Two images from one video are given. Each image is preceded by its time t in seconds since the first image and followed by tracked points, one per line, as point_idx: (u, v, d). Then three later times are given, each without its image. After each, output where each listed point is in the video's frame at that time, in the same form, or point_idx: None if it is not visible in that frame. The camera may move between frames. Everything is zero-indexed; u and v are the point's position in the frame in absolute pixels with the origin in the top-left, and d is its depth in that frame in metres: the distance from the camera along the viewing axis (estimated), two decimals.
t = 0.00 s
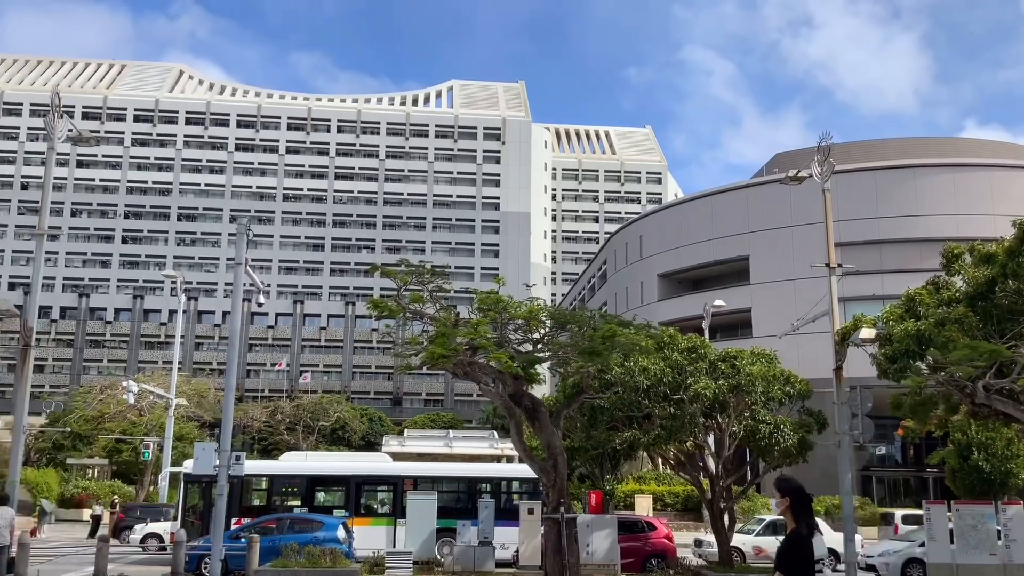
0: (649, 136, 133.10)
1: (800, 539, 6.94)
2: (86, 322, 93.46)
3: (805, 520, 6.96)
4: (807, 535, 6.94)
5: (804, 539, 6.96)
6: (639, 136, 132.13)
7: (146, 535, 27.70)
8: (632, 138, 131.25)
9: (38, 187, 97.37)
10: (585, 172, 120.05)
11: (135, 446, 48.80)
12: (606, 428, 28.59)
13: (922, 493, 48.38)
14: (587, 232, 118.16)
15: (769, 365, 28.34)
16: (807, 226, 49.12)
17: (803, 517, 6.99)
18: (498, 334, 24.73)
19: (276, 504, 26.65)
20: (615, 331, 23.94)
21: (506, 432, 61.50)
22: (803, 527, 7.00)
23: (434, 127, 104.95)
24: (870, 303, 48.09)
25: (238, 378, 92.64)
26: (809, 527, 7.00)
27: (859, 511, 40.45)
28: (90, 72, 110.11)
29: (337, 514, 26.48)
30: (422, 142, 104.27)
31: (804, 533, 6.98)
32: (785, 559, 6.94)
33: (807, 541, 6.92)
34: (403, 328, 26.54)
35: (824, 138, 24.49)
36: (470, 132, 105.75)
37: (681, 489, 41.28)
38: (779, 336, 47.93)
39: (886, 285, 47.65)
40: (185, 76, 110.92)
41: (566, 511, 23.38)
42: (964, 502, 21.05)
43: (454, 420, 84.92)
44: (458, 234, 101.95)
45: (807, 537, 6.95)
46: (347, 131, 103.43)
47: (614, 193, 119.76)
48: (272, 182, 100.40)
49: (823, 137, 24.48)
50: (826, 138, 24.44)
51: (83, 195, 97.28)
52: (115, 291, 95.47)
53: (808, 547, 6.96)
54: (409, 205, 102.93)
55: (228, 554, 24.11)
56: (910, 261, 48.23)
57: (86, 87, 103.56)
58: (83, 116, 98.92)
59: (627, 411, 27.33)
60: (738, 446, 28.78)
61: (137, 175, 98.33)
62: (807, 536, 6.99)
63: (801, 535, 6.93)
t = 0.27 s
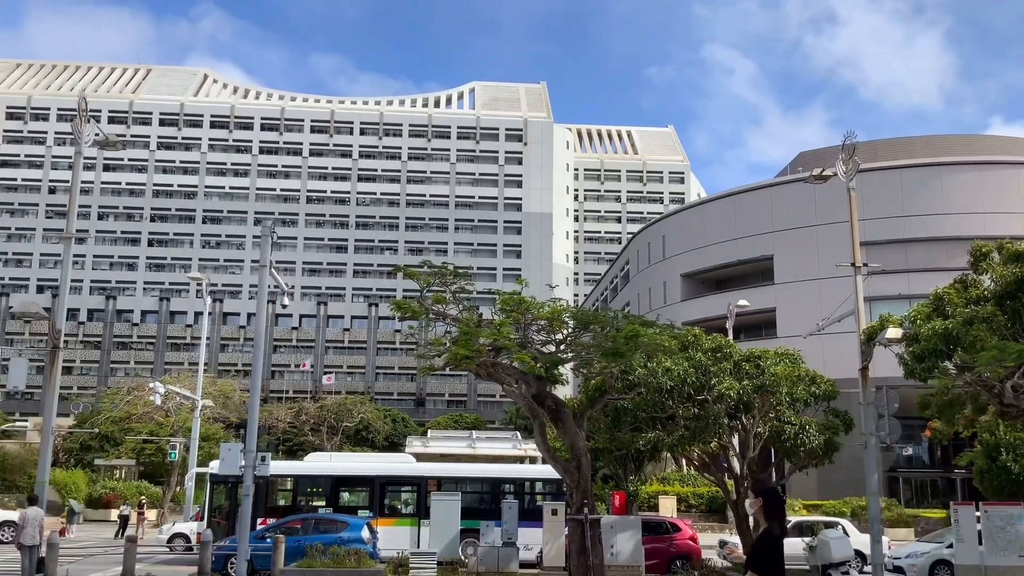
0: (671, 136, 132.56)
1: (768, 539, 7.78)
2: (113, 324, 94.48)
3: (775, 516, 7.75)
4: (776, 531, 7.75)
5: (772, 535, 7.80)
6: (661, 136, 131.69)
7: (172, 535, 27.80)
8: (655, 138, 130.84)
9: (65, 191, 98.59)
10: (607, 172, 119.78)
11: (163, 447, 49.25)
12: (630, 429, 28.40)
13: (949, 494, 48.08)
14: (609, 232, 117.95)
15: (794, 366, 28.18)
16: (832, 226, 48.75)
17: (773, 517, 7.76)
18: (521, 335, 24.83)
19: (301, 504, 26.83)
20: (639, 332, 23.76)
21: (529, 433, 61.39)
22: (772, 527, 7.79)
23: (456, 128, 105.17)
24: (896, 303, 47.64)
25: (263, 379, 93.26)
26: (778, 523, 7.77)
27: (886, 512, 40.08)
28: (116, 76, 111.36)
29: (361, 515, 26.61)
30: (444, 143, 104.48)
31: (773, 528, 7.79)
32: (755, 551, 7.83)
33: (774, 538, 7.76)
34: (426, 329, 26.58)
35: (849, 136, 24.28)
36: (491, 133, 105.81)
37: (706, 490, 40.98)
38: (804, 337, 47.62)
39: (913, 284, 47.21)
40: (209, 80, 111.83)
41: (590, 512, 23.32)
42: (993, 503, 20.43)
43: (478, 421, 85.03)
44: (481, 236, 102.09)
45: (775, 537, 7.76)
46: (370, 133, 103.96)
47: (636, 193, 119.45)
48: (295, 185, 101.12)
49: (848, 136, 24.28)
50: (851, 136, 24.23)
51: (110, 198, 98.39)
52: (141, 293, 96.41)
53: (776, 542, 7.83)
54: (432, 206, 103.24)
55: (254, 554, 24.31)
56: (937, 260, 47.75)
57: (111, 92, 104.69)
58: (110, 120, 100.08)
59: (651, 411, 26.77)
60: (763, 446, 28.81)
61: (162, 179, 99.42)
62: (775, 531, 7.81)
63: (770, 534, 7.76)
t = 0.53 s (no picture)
0: (694, 135, 131.94)
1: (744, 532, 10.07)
2: (139, 326, 95.45)
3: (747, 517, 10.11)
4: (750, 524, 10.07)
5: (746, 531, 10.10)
6: (684, 136, 131.13)
7: (199, 535, 28.09)
8: (677, 137, 130.32)
9: (92, 194, 99.79)
10: (629, 172, 119.48)
11: (189, 447, 49.70)
12: (654, 430, 28.27)
13: (977, 495, 47.63)
14: (632, 232, 117.74)
15: (819, 366, 27.98)
16: (857, 225, 48.40)
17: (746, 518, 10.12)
18: (544, 336, 24.80)
19: (326, 504, 26.98)
20: (663, 331, 23.65)
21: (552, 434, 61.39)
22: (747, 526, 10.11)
23: (478, 129, 105.32)
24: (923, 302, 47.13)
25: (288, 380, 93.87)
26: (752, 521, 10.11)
27: (914, 514, 39.69)
28: (142, 80, 112.56)
29: (385, 515, 26.70)
30: (466, 144, 104.66)
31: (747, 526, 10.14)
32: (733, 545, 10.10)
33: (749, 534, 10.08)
34: (449, 331, 26.65)
35: (875, 134, 24.05)
36: (513, 134, 105.82)
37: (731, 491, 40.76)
38: (830, 337, 47.24)
39: (940, 283, 46.68)
40: (233, 83, 112.71)
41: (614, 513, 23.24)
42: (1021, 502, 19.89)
43: (501, 421, 85.04)
44: (503, 236, 102.14)
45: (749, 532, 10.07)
46: (392, 135, 104.29)
47: (659, 193, 119.04)
48: (319, 187, 101.74)
49: (874, 133, 24.04)
50: (877, 133, 24.00)
51: (136, 202, 99.46)
52: (167, 295, 97.40)
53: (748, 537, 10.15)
54: (454, 207, 103.47)
55: (279, 554, 24.47)
56: (964, 258, 47.28)
57: (137, 96, 105.81)
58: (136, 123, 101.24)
59: (675, 411, 26.71)
60: (789, 447, 28.58)
61: (188, 182, 100.43)
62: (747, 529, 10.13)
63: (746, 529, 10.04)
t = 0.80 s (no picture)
0: (717, 134, 131.13)
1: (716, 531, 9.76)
2: (166, 327, 96.63)
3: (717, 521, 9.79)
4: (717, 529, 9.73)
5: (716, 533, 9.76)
6: (707, 134, 130.38)
7: (226, 535, 28.34)
8: (700, 136, 129.61)
9: (118, 197, 100.92)
10: (652, 172, 119.06)
11: (216, 448, 50.17)
12: (678, 430, 28.31)
13: (1006, 496, 46.97)
14: (655, 232, 117.32)
15: (846, 366, 27.72)
16: (883, 223, 47.97)
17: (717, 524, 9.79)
18: (568, 336, 24.77)
19: (351, 504, 27.12)
20: (687, 331, 23.52)
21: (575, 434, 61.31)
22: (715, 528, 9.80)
23: (500, 130, 105.39)
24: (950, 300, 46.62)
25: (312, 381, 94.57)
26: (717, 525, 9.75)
27: (942, 515, 39.26)
28: (167, 84, 113.66)
29: (410, 515, 26.80)
30: (488, 145, 104.80)
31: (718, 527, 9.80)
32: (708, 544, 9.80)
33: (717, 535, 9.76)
34: (472, 331, 26.68)
35: (902, 132, 23.80)
36: (536, 134, 105.83)
37: (756, 492, 40.54)
38: (856, 336, 46.84)
39: (968, 282, 46.19)
40: (258, 86, 113.45)
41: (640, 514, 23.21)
42: None
43: (524, 422, 85.06)
44: (526, 237, 102.21)
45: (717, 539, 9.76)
46: (415, 137, 104.52)
47: (682, 193, 118.59)
48: (342, 189, 102.15)
49: (901, 131, 23.79)
50: (904, 131, 23.75)
51: (162, 204, 100.11)
52: (194, 297, 98.33)
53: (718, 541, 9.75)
54: (477, 208, 103.66)
55: (306, 553, 24.62)
56: (992, 256, 46.76)
57: (162, 99, 106.80)
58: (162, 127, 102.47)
59: (700, 412, 26.70)
60: (815, 448, 28.35)
61: (213, 185, 101.13)
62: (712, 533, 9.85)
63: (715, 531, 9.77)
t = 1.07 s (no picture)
0: (741, 132, 130.32)
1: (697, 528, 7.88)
2: (193, 329, 97.66)
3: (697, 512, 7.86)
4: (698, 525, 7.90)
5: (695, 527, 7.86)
6: (730, 133, 129.62)
7: (253, 534, 28.59)
8: (724, 135, 128.88)
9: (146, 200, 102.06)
10: (676, 171, 118.62)
11: (242, 449, 50.64)
12: (704, 430, 28.33)
13: None
14: (679, 231, 116.87)
15: (874, 366, 27.46)
16: (911, 221, 47.49)
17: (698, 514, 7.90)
18: (592, 336, 24.75)
19: (377, 504, 27.25)
20: (712, 331, 23.40)
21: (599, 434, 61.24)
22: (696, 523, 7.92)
23: (523, 130, 105.45)
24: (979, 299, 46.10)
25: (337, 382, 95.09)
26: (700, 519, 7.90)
27: (971, 515, 38.79)
28: (193, 87, 114.72)
29: (435, 515, 26.88)
30: (511, 146, 104.90)
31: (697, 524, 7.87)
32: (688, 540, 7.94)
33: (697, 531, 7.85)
34: (497, 332, 26.71)
35: (929, 129, 23.57)
36: (559, 134, 105.74)
37: (782, 493, 40.32)
38: (883, 335, 46.44)
39: (997, 280, 45.68)
40: (282, 89, 114.20)
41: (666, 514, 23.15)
42: None
43: (548, 422, 85.01)
44: (549, 237, 102.13)
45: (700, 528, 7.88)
46: (438, 138, 104.77)
47: (706, 192, 117.99)
48: (366, 191, 102.60)
49: (928, 129, 23.56)
50: (931, 129, 23.51)
51: (189, 207, 101.22)
52: (220, 299, 99.19)
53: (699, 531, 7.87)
54: (500, 208, 103.82)
55: (332, 553, 24.76)
56: (1021, 254, 46.19)
57: (188, 103, 107.86)
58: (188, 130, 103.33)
59: (725, 412, 26.67)
60: (842, 448, 28.11)
61: (239, 187, 101.92)
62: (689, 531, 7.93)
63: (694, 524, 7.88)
